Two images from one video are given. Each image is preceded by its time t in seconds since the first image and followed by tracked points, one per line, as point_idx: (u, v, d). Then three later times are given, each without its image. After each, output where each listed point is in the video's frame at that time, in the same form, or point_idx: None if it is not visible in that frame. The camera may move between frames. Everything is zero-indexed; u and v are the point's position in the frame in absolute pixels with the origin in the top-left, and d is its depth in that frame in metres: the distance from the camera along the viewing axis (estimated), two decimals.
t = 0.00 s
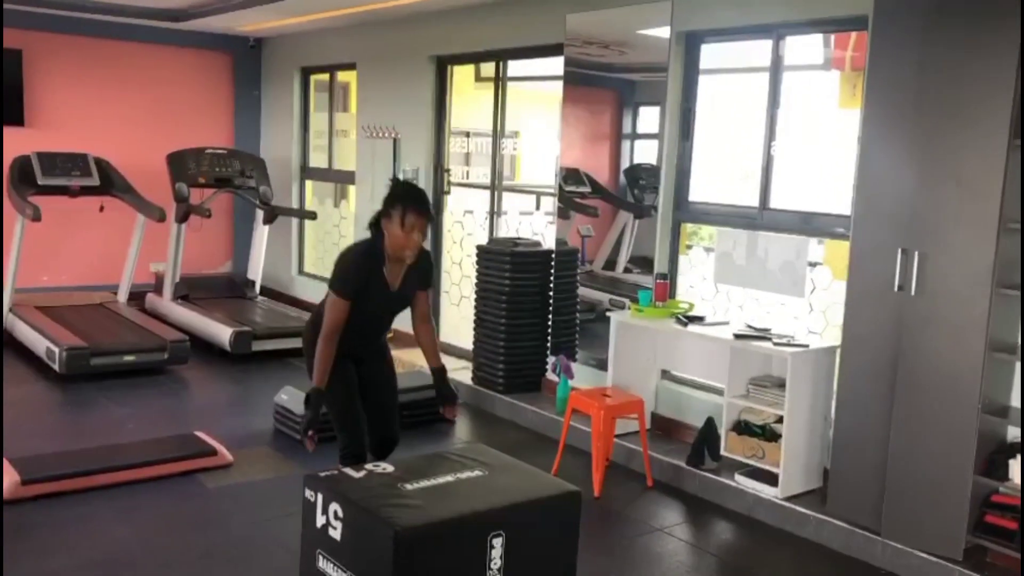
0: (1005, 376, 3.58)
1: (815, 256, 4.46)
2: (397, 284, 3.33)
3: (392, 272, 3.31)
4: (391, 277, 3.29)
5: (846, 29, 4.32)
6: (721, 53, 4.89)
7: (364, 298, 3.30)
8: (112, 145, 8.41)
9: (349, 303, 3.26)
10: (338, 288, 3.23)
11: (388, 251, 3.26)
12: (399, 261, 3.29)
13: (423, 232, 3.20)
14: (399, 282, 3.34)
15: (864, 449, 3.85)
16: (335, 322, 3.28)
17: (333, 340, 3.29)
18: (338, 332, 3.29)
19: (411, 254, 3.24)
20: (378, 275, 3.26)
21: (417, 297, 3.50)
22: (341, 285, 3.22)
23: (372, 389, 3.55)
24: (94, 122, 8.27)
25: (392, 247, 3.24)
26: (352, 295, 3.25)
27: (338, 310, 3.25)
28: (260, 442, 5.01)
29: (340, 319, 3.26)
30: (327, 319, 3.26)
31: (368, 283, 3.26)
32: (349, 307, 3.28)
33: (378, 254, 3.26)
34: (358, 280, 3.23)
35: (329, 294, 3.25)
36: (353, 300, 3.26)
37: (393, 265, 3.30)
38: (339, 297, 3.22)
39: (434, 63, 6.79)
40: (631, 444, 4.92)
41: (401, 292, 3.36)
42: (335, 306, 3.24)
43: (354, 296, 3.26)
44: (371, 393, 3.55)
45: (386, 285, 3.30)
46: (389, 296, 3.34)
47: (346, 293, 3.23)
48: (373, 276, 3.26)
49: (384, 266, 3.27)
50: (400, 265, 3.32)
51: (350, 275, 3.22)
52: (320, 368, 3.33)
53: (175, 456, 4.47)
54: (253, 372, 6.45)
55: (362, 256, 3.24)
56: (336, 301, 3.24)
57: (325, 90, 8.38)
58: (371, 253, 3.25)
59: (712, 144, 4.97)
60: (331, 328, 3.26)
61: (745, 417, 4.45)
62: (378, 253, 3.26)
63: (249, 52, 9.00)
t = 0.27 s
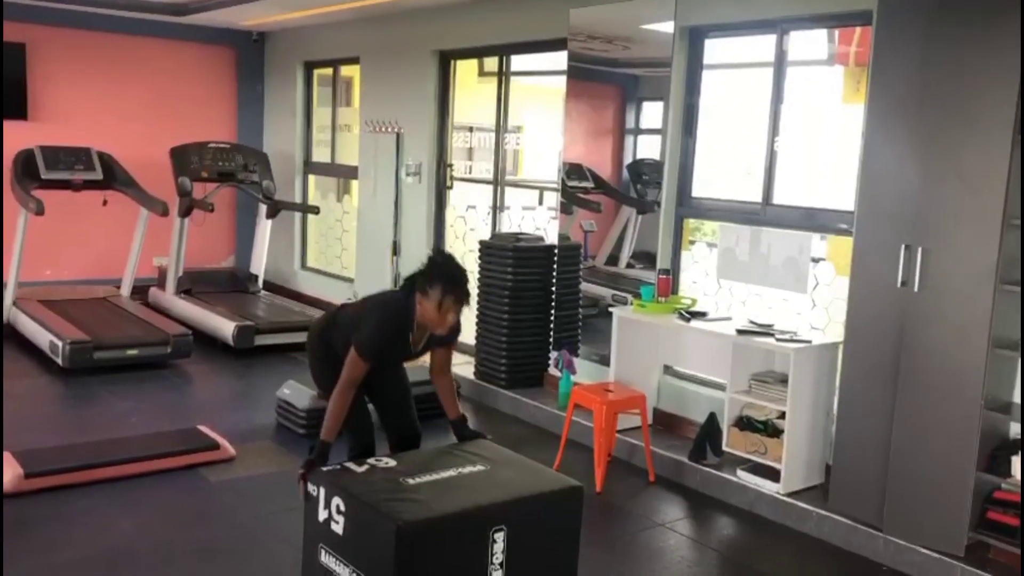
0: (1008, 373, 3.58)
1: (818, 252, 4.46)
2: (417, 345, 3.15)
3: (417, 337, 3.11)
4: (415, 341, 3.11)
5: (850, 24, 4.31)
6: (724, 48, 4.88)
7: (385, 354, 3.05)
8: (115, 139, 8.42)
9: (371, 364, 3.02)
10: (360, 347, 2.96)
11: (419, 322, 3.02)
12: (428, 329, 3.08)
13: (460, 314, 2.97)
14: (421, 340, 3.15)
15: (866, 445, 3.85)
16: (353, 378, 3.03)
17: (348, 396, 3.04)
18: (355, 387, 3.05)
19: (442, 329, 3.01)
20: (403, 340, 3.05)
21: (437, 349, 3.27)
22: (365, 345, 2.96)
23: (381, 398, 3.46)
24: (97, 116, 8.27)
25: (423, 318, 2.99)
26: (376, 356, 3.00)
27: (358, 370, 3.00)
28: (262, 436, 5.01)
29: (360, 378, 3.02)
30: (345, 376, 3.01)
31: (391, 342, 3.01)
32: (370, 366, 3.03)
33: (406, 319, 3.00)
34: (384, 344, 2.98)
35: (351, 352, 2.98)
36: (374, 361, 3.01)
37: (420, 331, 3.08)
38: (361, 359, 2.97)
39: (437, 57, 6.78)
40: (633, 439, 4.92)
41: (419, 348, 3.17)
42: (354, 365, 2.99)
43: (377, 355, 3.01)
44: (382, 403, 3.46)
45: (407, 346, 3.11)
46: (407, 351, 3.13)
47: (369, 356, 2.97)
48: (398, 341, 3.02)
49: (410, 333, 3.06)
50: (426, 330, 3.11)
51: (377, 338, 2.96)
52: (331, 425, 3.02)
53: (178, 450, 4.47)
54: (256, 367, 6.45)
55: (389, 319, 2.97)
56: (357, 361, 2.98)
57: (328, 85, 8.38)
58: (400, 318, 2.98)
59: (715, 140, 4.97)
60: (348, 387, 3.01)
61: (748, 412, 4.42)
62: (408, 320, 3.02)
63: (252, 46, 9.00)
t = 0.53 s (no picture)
0: (1006, 365, 3.58)
1: (817, 245, 4.45)
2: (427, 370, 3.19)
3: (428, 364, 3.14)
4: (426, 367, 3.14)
5: (849, 17, 4.28)
6: (723, 42, 4.86)
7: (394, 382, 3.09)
8: (113, 134, 8.40)
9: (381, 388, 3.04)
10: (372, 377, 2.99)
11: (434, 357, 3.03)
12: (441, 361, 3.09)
13: (476, 358, 2.98)
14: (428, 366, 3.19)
15: (864, 438, 3.85)
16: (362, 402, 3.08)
17: (357, 417, 3.09)
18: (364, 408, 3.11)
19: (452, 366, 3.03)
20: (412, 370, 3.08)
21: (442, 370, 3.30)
22: (376, 377, 2.98)
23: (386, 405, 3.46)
24: (94, 111, 8.25)
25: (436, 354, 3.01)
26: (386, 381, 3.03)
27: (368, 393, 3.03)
28: (261, 431, 5.01)
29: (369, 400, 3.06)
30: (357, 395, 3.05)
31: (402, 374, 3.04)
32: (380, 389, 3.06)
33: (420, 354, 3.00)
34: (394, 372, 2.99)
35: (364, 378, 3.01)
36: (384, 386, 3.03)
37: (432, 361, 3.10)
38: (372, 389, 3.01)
39: (434, 51, 6.76)
40: (631, 433, 4.92)
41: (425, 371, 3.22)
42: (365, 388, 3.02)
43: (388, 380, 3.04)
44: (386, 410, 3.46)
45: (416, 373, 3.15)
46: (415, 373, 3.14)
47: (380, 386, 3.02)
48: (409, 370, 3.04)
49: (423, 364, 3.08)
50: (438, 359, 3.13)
51: (388, 365, 2.96)
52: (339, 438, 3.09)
53: (176, 445, 4.47)
54: (254, 362, 6.45)
55: (403, 352, 2.97)
56: (367, 389, 3.02)
57: (326, 80, 8.36)
58: (414, 348, 2.99)
59: (713, 133, 4.96)
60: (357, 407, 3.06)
61: (746, 406, 4.45)
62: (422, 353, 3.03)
63: (249, 41, 8.98)
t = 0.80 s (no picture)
0: (1000, 355, 3.58)
1: (810, 237, 4.46)
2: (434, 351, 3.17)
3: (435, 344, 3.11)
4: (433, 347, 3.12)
5: (841, 8, 4.27)
6: (715, 35, 4.86)
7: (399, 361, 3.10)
8: (105, 132, 8.37)
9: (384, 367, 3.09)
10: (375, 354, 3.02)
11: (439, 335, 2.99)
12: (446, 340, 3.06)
13: (480, 334, 2.93)
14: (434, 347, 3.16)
15: (859, 430, 3.86)
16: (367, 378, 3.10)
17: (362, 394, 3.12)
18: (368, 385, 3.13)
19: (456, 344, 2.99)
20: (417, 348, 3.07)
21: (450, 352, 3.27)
22: (379, 352, 3.01)
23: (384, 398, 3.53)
24: (86, 109, 8.23)
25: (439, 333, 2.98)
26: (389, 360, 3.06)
27: (371, 372, 3.09)
28: (257, 428, 5.01)
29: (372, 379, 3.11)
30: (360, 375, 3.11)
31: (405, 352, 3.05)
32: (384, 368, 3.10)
33: (424, 332, 2.99)
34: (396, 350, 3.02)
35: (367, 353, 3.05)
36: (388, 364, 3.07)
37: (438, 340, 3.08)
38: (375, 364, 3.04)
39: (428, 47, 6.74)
40: (627, 426, 4.93)
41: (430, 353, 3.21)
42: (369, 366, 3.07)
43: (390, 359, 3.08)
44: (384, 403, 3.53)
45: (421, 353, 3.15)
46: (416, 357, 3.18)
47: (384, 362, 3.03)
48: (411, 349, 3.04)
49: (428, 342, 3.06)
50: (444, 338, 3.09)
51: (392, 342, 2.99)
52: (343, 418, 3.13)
53: (172, 444, 4.47)
54: (249, 359, 6.45)
55: (405, 329, 2.98)
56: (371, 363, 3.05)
57: (319, 76, 8.35)
58: (418, 326, 2.98)
59: (706, 127, 4.96)
60: (360, 386, 3.10)
61: (741, 399, 4.47)
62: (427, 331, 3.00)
63: (241, 38, 8.95)
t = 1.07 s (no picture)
0: (992, 346, 3.59)
1: (802, 231, 4.46)
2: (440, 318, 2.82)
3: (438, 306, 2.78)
4: (435, 310, 2.78)
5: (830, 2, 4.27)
6: (706, 29, 4.87)
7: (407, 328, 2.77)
8: (96, 132, 8.35)
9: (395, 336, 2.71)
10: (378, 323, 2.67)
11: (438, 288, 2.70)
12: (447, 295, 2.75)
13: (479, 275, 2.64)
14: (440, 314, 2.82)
15: (852, 422, 3.87)
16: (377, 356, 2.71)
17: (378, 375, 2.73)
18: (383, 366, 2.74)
19: (456, 293, 2.69)
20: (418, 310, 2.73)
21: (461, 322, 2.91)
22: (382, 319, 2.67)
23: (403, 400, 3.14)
24: (77, 109, 8.20)
25: (438, 283, 2.68)
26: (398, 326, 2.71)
27: (382, 345, 2.69)
28: (252, 428, 5.01)
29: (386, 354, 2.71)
30: (370, 354, 2.71)
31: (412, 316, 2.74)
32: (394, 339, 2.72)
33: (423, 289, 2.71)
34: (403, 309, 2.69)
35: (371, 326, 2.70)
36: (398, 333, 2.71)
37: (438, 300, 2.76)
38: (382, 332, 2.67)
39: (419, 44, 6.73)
40: (622, 421, 4.94)
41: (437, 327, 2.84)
42: (378, 338, 2.69)
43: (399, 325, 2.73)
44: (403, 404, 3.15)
45: (426, 321, 2.80)
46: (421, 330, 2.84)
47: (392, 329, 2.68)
48: (413, 309, 2.72)
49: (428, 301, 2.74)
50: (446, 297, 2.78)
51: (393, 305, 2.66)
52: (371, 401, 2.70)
53: (167, 444, 4.47)
54: (243, 358, 6.44)
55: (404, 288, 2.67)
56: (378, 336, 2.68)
57: (310, 74, 8.33)
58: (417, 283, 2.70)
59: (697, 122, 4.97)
60: (375, 362, 2.70)
61: (734, 392, 4.47)
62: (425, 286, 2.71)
63: (232, 36, 8.93)
